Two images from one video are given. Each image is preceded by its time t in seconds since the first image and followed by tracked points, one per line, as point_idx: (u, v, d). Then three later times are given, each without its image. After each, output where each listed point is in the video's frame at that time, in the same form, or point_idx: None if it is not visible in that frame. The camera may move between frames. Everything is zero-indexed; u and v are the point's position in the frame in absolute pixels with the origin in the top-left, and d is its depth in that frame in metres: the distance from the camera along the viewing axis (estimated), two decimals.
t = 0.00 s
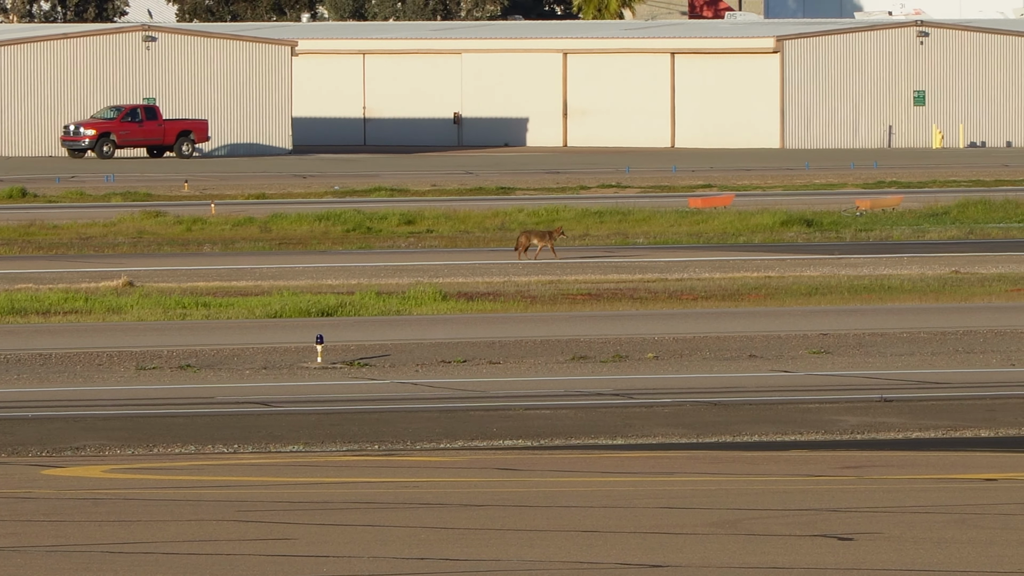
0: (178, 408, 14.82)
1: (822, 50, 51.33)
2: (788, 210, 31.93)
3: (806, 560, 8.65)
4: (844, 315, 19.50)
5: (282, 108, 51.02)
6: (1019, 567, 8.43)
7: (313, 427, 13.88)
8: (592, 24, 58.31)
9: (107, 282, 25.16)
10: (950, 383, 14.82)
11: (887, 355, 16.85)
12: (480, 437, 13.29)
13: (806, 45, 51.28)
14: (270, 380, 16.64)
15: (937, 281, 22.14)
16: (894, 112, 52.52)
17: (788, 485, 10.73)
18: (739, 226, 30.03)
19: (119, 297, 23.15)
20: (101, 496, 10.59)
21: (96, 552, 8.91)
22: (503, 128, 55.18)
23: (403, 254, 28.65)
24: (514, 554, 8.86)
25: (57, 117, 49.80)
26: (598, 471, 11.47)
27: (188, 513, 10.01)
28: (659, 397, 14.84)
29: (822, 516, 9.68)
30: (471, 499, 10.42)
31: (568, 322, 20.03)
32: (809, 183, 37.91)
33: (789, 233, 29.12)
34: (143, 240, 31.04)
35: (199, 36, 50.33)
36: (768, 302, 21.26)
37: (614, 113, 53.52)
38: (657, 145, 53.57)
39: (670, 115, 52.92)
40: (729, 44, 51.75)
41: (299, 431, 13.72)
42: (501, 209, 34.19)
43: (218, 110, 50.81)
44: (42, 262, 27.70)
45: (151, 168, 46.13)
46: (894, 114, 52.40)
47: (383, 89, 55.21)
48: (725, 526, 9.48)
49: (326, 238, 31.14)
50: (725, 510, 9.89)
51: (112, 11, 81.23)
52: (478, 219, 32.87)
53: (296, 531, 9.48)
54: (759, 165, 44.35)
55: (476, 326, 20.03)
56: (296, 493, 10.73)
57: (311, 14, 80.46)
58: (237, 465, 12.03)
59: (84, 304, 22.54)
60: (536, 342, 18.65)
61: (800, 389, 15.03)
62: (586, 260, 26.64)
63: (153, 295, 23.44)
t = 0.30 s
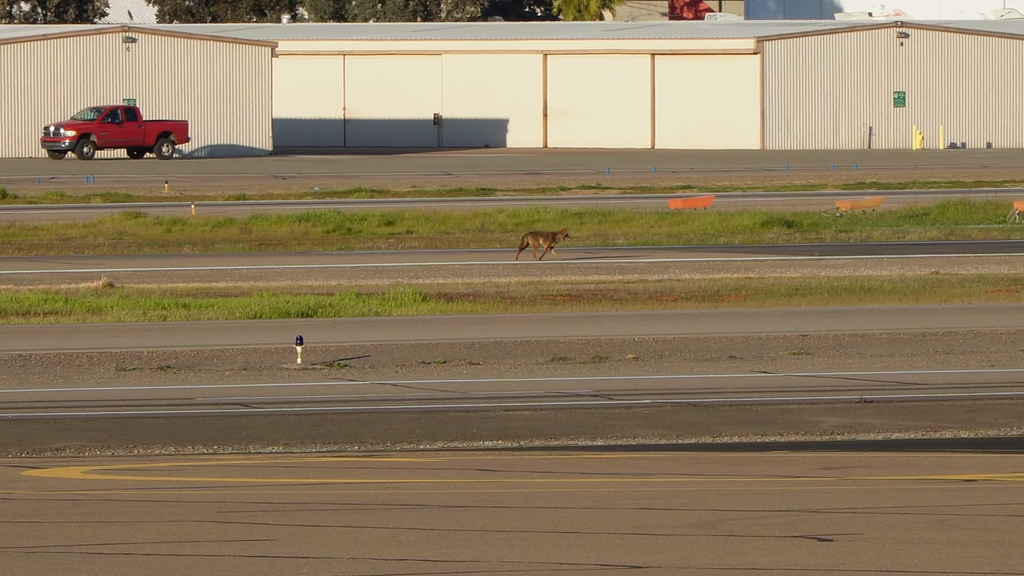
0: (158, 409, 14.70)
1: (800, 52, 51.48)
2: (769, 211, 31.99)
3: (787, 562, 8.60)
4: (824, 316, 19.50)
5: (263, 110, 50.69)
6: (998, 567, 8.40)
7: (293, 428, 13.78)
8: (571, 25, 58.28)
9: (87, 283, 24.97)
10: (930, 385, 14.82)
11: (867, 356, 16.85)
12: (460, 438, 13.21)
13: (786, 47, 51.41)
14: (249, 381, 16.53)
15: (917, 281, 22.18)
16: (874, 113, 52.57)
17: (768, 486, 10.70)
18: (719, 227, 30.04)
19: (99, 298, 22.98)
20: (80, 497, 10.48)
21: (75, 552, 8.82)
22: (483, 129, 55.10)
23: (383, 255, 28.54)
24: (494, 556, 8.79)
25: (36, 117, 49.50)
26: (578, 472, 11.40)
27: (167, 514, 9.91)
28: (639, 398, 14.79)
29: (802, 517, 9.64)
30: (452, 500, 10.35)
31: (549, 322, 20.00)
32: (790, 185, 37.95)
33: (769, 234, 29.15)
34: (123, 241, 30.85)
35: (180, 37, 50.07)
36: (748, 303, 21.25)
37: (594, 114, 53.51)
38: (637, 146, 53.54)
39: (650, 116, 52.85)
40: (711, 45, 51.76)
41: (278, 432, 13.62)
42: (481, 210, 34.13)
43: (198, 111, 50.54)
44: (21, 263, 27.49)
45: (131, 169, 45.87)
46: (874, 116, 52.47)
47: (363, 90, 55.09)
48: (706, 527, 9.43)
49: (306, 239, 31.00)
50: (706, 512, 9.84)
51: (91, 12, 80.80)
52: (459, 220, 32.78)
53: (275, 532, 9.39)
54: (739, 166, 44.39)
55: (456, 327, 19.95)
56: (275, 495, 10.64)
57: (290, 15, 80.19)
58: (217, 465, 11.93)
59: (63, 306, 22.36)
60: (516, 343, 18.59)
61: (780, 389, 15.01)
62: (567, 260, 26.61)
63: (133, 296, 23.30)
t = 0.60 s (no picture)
0: (134, 411, 14.56)
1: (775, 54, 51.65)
2: (744, 213, 32.02)
3: (764, 564, 8.56)
4: (799, 319, 19.50)
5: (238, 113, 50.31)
6: (973, 568, 8.37)
7: (269, 430, 13.66)
8: (547, 27, 58.28)
9: (63, 284, 24.83)
10: (906, 387, 14.82)
11: (843, 358, 16.87)
12: (437, 440, 13.13)
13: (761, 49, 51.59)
14: (225, 383, 16.40)
15: (893, 284, 22.24)
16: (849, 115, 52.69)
17: (744, 488, 10.67)
18: (695, 229, 30.10)
19: (75, 300, 22.84)
20: (56, 499, 10.36)
21: (50, 555, 8.70)
22: (459, 131, 55.01)
23: (359, 256, 28.44)
24: (469, 558, 8.72)
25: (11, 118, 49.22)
26: (554, 474, 11.33)
27: (143, 517, 9.79)
28: (615, 400, 14.75)
29: (777, 520, 9.60)
30: (428, 503, 10.26)
31: (526, 325, 19.93)
32: (766, 186, 38.02)
33: (744, 235, 29.20)
34: (99, 243, 30.62)
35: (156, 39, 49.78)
36: (725, 305, 21.26)
37: (569, 116, 53.43)
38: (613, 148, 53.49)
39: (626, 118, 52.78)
40: (687, 47, 51.84)
41: (254, 434, 13.50)
42: (457, 212, 34.08)
43: (174, 113, 50.25)
44: None
45: (106, 171, 45.58)
46: (849, 118, 52.59)
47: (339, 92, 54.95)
48: (682, 529, 9.38)
49: (281, 241, 30.88)
50: (683, 514, 9.79)
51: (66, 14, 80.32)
52: (435, 222, 32.71)
53: (251, 534, 9.29)
54: (715, 168, 44.43)
55: (432, 328, 19.87)
56: (250, 497, 10.53)
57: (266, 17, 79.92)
58: (192, 467, 11.81)
59: (39, 307, 22.20)
60: (492, 345, 18.53)
61: (756, 392, 14.99)
62: (544, 262, 26.60)
63: (109, 298, 23.15)
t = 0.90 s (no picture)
0: (115, 414, 14.43)
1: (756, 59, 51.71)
2: (725, 216, 32.01)
3: (745, 567, 8.53)
4: (781, 321, 19.49)
5: (219, 115, 50.14)
6: (955, 570, 8.33)
7: (250, 433, 13.56)
8: (529, 30, 58.20)
9: (44, 288, 24.61)
10: (887, 390, 14.82)
11: (824, 361, 16.86)
12: (418, 443, 13.06)
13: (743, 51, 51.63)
14: (206, 386, 16.26)
15: (874, 287, 22.24)
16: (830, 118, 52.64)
17: (726, 490, 10.63)
18: (676, 232, 30.06)
19: (55, 303, 22.62)
20: (37, 502, 10.26)
21: (32, 559, 8.62)
22: (440, 133, 54.91)
23: (341, 260, 28.28)
24: (451, 561, 8.66)
25: None
26: (534, 477, 11.27)
27: (125, 519, 9.71)
28: (596, 403, 14.69)
29: (759, 522, 9.57)
30: (409, 505, 10.20)
31: (506, 328, 19.85)
32: (747, 190, 38.01)
33: (726, 238, 29.17)
34: (80, 246, 30.41)
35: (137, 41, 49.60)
36: (706, 308, 21.21)
37: (550, 119, 53.31)
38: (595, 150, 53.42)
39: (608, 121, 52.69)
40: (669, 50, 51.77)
41: (236, 437, 13.40)
42: (439, 215, 33.96)
43: (156, 115, 50.02)
44: None
45: (87, 174, 45.31)
46: (830, 122, 52.56)
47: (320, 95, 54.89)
48: (662, 532, 9.34)
49: (263, 244, 30.71)
50: (664, 516, 9.75)
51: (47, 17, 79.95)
52: (416, 225, 32.58)
53: (232, 537, 9.22)
54: (696, 171, 44.47)
55: (412, 331, 19.79)
56: (232, 499, 10.45)
57: (248, 19, 79.69)
58: (175, 470, 11.72)
59: (19, 310, 21.99)
60: (473, 348, 18.46)
61: (738, 395, 14.97)
62: (526, 264, 26.53)
63: (90, 301, 22.95)
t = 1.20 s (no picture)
0: (97, 417, 14.33)
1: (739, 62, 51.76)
2: (708, 219, 32.04)
3: (729, 570, 8.49)
4: (765, 324, 19.51)
5: (203, 117, 49.92)
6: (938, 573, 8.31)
7: (233, 436, 13.47)
8: (512, 33, 58.16)
9: (27, 290, 24.45)
10: (870, 393, 14.81)
11: (806, 364, 16.87)
12: (401, 446, 12.99)
13: (725, 54, 51.65)
14: (190, 389, 16.14)
15: (858, 289, 22.29)
16: (812, 121, 52.62)
17: (710, 493, 10.59)
18: (659, 235, 30.07)
19: (38, 306, 22.48)
20: (19, 506, 10.16)
21: (16, 562, 8.54)
22: (423, 136, 54.82)
23: (325, 262, 28.19)
24: (433, 564, 8.60)
25: None
26: (517, 480, 11.22)
27: (108, 521, 9.62)
28: (579, 406, 14.66)
29: (742, 525, 9.53)
30: (392, 508, 10.13)
31: (489, 330, 19.80)
32: (731, 193, 38.05)
33: (709, 241, 29.20)
34: (63, 248, 30.25)
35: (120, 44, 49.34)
36: (689, 311, 21.22)
37: (533, 121, 53.25)
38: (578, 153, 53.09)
39: (590, 124, 52.67)
40: (651, 52, 51.73)
41: (218, 440, 13.30)
42: (422, 218, 33.89)
43: (139, 118, 49.72)
44: None
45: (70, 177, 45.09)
46: (813, 124, 52.52)
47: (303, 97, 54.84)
48: (645, 535, 9.30)
49: (246, 247, 30.60)
50: (646, 519, 9.70)
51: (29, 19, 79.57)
52: (399, 227, 32.52)
53: (215, 540, 9.14)
54: (679, 174, 44.59)
55: (396, 333, 19.75)
56: (214, 502, 10.36)
57: (231, 22, 79.46)
58: (157, 473, 11.63)
59: (1, 313, 21.85)
60: (456, 350, 18.42)
61: (721, 397, 14.94)
62: (510, 268, 26.50)
63: (73, 304, 22.83)
